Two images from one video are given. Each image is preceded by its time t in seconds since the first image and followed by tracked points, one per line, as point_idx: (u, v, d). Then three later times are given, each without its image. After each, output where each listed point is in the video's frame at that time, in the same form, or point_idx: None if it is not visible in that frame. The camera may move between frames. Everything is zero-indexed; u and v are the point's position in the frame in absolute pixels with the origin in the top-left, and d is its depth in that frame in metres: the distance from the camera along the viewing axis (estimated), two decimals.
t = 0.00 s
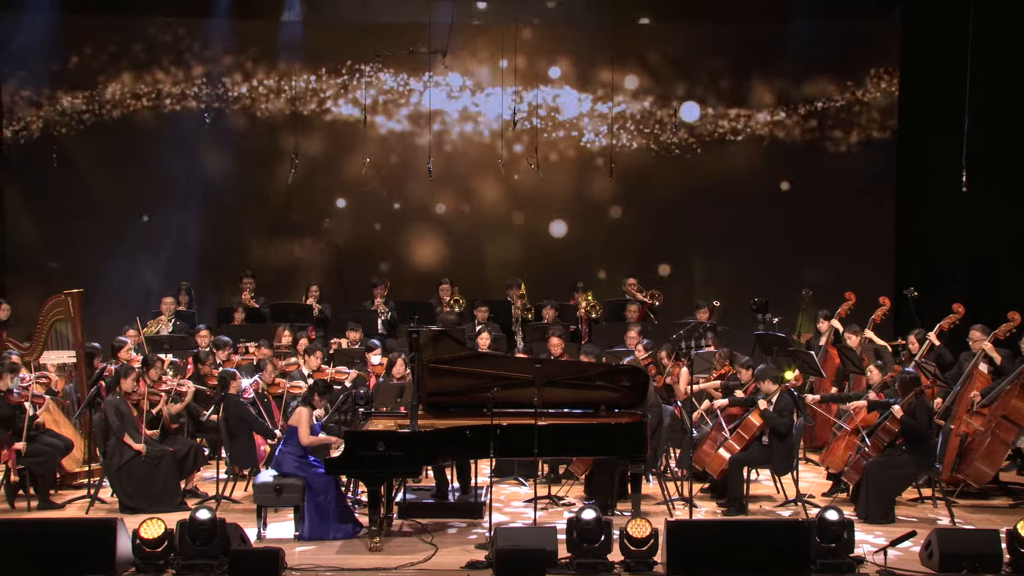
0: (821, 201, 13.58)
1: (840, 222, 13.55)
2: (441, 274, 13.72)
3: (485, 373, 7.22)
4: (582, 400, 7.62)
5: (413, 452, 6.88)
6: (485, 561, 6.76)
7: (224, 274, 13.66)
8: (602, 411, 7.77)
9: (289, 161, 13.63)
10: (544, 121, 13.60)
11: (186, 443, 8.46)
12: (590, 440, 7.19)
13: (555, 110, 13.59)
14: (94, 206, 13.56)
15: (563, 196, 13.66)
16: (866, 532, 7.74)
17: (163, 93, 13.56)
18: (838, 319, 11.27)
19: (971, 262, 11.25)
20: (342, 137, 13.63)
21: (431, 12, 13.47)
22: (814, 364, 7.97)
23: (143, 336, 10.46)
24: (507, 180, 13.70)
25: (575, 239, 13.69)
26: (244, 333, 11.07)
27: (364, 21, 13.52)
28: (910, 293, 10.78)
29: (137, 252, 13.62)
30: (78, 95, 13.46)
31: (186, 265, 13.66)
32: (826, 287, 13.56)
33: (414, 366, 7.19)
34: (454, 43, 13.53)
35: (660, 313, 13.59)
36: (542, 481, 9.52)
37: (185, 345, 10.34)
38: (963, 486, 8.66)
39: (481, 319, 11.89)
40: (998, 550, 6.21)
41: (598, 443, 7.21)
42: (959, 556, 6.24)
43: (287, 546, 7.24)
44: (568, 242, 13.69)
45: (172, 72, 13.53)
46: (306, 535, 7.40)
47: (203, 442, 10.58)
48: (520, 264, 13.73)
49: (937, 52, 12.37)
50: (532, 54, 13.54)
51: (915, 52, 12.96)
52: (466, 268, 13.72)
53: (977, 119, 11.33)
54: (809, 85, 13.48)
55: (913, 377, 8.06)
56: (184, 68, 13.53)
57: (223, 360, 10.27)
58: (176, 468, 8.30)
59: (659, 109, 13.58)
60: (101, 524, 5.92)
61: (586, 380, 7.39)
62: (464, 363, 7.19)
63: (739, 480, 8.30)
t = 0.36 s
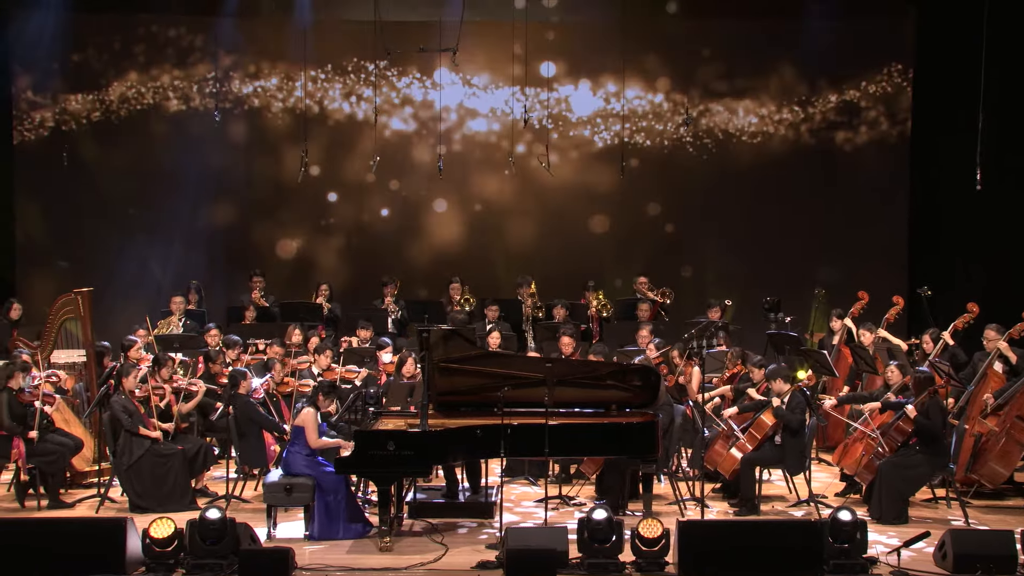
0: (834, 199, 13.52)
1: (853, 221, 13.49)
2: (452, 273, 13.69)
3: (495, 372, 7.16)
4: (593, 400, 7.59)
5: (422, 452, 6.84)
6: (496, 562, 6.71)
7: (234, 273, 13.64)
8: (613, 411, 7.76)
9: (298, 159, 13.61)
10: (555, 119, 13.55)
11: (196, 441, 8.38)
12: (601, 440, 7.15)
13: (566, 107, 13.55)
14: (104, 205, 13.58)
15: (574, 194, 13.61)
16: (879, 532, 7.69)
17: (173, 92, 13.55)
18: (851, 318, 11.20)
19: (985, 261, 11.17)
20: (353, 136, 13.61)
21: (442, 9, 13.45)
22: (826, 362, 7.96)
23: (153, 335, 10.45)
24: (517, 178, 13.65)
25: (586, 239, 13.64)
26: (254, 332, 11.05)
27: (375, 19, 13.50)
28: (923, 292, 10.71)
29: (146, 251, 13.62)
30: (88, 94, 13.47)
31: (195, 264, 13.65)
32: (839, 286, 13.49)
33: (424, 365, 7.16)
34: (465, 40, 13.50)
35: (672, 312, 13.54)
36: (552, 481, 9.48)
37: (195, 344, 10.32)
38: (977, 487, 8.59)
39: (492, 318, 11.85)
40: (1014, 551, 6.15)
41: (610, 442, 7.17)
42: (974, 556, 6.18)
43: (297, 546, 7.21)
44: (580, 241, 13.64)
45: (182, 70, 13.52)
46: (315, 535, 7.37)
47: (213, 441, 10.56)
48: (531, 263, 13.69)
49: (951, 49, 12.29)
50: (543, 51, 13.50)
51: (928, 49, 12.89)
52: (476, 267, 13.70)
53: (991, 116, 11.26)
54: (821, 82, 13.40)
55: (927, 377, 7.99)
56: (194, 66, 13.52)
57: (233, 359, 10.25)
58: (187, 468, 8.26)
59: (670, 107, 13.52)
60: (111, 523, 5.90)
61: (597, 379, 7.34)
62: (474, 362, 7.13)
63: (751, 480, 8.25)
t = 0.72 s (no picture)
0: (848, 198, 13.44)
1: (867, 220, 13.41)
2: (464, 272, 13.66)
3: (508, 371, 7.12)
4: (606, 399, 7.54)
5: (434, 452, 6.81)
6: (508, 562, 6.67)
7: (245, 272, 13.63)
8: (626, 410, 7.72)
9: (310, 158, 13.59)
10: (568, 117, 13.51)
11: (207, 440, 8.39)
12: (614, 440, 7.10)
13: (578, 106, 13.50)
14: (116, 204, 13.59)
15: (587, 193, 13.56)
16: (894, 533, 7.64)
17: (185, 91, 13.54)
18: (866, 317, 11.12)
19: (1001, 260, 11.09)
20: (364, 135, 13.58)
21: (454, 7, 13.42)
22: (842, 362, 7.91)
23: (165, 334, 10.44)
24: (530, 177, 13.59)
25: (598, 238, 13.59)
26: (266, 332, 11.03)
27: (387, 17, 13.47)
28: (939, 291, 10.64)
29: (158, 250, 13.62)
30: (101, 93, 13.48)
31: (206, 263, 13.64)
32: (852, 286, 13.42)
33: (436, 365, 7.14)
34: (477, 39, 13.46)
35: (685, 311, 13.48)
36: (565, 481, 9.44)
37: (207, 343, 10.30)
38: (994, 488, 8.51)
39: (504, 318, 11.81)
40: None
41: (623, 442, 7.12)
42: (991, 558, 6.11)
43: (309, 546, 7.18)
44: (592, 241, 13.59)
45: (194, 69, 13.52)
46: (327, 535, 7.33)
47: (224, 440, 10.55)
48: (544, 262, 13.65)
49: (967, 47, 12.20)
50: (554, 50, 13.48)
51: (944, 47, 12.80)
52: (488, 266, 13.66)
53: (1008, 114, 11.17)
54: (836, 80, 13.33)
55: (943, 377, 7.92)
56: (206, 65, 13.51)
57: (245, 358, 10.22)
58: (198, 466, 8.23)
59: (683, 104, 13.47)
60: (122, 522, 5.88)
61: (610, 379, 7.29)
62: (486, 362, 7.08)
63: (765, 480, 8.21)
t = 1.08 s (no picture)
0: (862, 197, 13.38)
1: (880, 218, 13.35)
2: (476, 271, 13.63)
3: (519, 371, 7.09)
4: (618, 399, 7.50)
5: (445, 451, 6.77)
6: (520, 562, 6.63)
7: (256, 271, 13.62)
8: (638, 410, 7.66)
9: (321, 157, 13.57)
10: (580, 116, 13.47)
11: (218, 440, 8.35)
12: (626, 440, 7.05)
13: (590, 104, 13.45)
14: (127, 203, 13.59)
15: (599, 191, 13.51)
16: (908, 534, 7.58)
17: (196, 90, 13.52)
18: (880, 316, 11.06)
19: (1017, 259, 11.01)
20: (376, 133, 13.55)
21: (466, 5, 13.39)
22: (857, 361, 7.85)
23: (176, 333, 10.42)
24: (541, 177, 13.55)
25: (610, 237, 13.54)
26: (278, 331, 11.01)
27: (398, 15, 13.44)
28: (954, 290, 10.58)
29: (168, 249, 13.62)
30: (112, 93, 13.48)
31: (217, 262, 13.64)
32: (866, 285, 13.35)
33: (448, 364, 7.10)
34: (488, 37, 13.42)
35: (697, 310, 13.44)
36: (576, 481, 9.40)
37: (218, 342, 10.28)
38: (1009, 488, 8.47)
39: (515, 317, 11.77)
40: None
41: (635, 442, 7.07)
42: (1008, 559, 6.05)
43: (320, 546, 7.16)
44: (604, 239, 13.55)
45: (206, 68, 13.51)
46: (338, 535, 7.31)
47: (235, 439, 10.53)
48: (556, 261, 13.61)
49: (982, 44, 12.12)
50: (566, 48, 13.43)
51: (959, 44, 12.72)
52: (500, 265, 13.63)
53: None
54: (849, 78, 13.26)
55: (957, 376, 7.86)
56: (217, 64, 13.50)
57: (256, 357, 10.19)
58: (209, 466, 8.20)
59: (696, 103, 13.41)
60: (132, 522, 5.84)
61: (622, 378, 7.26)
62: (498, 361, 7.06)
63: (778, 480, 8.16)
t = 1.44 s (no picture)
0: (878, 195, 13.30)
1: (896, 217, 13.28)
2: (489, 269, 13.61)
3: (534, 371, 7.13)
4: (632, 399, 7.45)
5: (458, 450, 6.73)
6: (533, 561, 6.60)
7: (269, 270, 13.62)
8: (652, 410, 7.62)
9: (334, 155, 13.56)
10: (595, 115, 13.42)
11: (231, 440, 8.32)
12: (640, 440, 7.01)
13: (602, 100, 13.41)
14: (141, 202, 13.62)
15: (614, 190, 13.47)
16: (925, 535, 7.53)
17: (210, 89, 13.53)
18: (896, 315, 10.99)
19: None
20: (389, 131, 13.54)
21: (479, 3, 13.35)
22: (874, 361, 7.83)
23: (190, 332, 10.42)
24: (555, 175, 13.51)
25: (624, 235, 13.49)
26: (290, 329, 11.02)
27: (412, 13, 13.42)
28: (973, 289, 10.50)
29: (182, 247, 13.63)
30: (127, 92, 13.51)
31: (230, 261, 13.64)
32: (881, 284, 13.28)
33: (461, 363, 7.08)
34: (502, 34, 13.38)
35: (711, 310, 13.39)
36: (590, 481, 9.35)
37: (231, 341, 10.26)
38: None
39: (529, 316, 11.73)
40: None
41: (649, 443, 7.03)
42: None
43: (333, 546, 7.12)
44: (618, 238, 13.50)
45: (220, 67, 13.51)
46: (351, 534, 7.28)
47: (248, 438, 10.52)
48: (570, 259, 13.55)
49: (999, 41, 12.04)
50: (580, 46, 13.39)
51: (976, 41, 12.63)
52: (513, 264, 13.60)
53: None
54: (865, 75, 13.19)
55: (974, 376, 7.83)
56: (231, 62, 13.51)
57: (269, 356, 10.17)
58: (222, 465, 8.18)
59: (711, 101, 13.35)
60: (145, 522, 5.82)
61: (637, 378, 7.26)
62: (512, 360, 7.11)
63: (793, 481, 8.11)
